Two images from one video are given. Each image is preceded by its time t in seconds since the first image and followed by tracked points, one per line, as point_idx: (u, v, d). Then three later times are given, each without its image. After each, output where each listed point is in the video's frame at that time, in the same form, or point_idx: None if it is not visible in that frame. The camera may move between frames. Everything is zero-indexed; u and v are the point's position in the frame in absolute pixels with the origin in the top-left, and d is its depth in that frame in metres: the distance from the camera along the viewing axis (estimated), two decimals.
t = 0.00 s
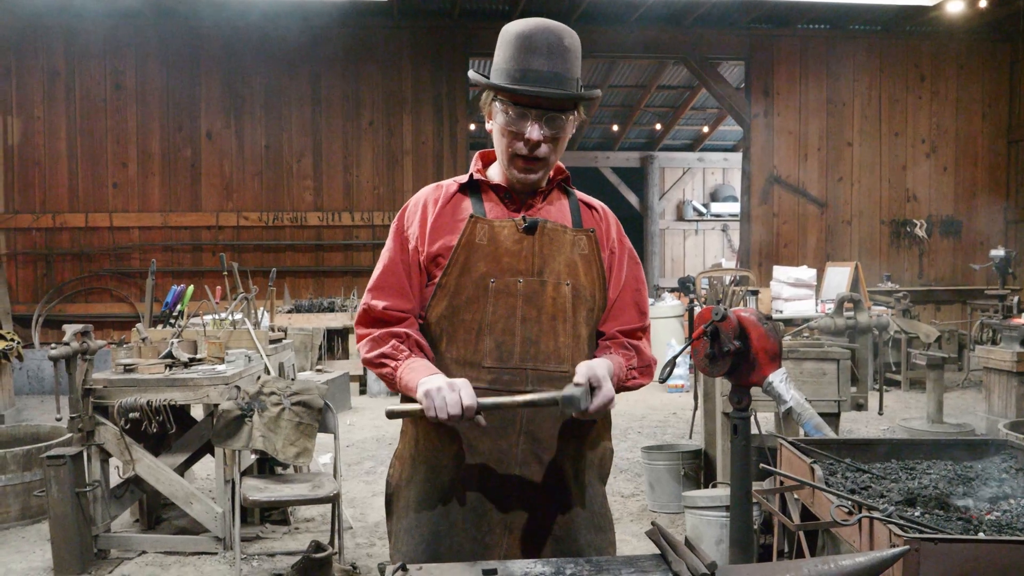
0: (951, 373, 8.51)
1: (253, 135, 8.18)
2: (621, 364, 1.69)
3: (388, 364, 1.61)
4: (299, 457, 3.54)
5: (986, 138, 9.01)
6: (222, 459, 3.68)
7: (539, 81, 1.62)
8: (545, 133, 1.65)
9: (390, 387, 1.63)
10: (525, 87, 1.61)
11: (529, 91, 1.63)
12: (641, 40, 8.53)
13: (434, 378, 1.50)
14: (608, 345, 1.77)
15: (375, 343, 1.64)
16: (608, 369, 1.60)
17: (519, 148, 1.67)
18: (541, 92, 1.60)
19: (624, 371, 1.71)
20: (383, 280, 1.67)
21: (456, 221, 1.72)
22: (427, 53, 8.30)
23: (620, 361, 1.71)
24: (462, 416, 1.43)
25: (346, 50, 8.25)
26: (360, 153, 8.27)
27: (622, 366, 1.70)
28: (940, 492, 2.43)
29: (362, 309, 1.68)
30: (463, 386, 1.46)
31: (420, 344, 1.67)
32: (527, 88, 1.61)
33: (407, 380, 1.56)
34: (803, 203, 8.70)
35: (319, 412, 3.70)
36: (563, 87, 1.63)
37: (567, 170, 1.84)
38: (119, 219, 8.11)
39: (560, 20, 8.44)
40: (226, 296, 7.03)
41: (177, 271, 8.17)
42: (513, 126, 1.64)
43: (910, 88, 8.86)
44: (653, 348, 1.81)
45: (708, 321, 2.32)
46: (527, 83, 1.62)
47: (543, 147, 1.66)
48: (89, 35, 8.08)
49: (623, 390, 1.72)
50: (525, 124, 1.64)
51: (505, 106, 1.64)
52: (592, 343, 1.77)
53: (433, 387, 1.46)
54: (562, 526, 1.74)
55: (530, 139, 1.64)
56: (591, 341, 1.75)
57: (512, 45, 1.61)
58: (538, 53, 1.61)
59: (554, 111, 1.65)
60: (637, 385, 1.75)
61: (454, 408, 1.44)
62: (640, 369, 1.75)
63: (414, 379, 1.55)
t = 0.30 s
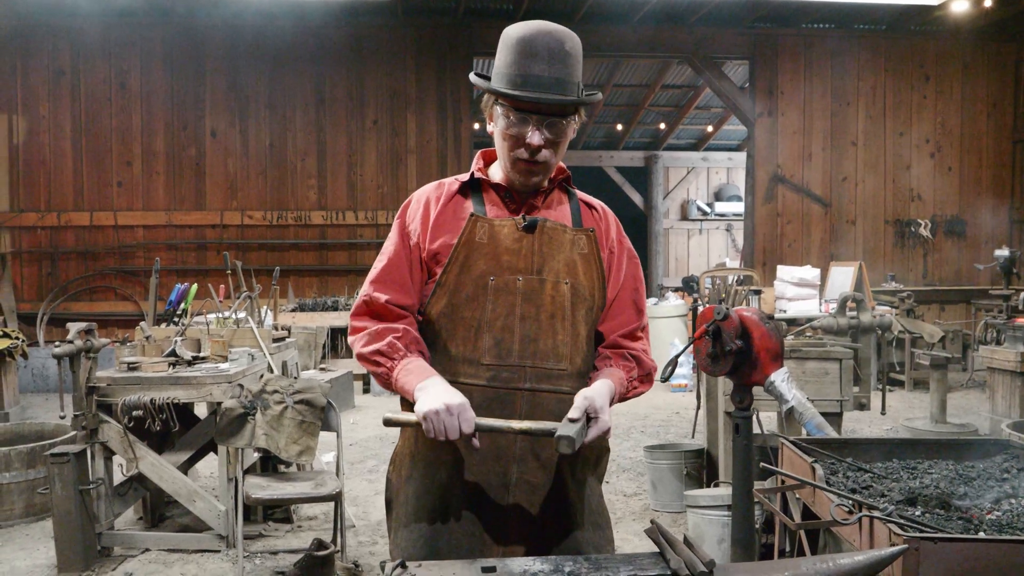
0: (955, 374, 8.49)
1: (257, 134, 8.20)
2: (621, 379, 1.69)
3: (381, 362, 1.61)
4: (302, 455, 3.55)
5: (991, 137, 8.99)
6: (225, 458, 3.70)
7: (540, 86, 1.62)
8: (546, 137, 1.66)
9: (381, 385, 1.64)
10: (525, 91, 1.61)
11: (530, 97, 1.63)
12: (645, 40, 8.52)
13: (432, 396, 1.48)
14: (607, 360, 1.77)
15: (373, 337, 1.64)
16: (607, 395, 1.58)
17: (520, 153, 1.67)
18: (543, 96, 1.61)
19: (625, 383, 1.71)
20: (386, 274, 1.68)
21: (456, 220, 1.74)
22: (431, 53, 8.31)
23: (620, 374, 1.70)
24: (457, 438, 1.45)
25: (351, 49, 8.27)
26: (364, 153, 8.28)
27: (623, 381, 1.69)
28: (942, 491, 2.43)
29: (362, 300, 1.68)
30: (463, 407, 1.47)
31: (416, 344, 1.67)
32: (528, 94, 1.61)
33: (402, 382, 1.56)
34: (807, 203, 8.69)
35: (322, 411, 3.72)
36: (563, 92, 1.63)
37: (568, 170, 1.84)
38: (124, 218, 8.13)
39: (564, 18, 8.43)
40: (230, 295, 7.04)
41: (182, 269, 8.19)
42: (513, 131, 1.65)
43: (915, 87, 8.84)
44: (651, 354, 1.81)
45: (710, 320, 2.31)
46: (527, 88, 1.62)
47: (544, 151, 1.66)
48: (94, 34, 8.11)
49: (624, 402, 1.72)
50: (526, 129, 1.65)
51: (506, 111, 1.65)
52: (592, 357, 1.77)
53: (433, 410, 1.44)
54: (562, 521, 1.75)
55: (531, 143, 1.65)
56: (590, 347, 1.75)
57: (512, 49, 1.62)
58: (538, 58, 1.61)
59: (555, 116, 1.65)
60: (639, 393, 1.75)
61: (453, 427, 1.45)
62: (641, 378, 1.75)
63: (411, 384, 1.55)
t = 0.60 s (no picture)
0: (957, 372, 8.48)
1: (259, 130, 8.21)
2: (616, 372, 1.69)
3: (383, 363, 1.62)
4: (302, 451, 3.56)
5: (994, 135, 8.97)
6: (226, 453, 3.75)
7: (538, 82, 1.62)
8: (540, 133, 1.66)
9: (383, 387, 1.64)
10: (522, 86, 1.62)
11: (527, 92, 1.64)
12: (649, 37, 8.51)
13: (427, 399, 1.49)
14: (602, 351, 1.76)
15: (377, 339, 1.64)
16: (601, 387, 1.60)
17: (514, 146, 1.68)
18: (539, 91, 1.61)
19: (620, 375, 1.71)
20: (388, 272, 1.68)
21: (453, 215, 1.74)
22: (433, 50, 8.31)
23: (614, 366, 1.70)
24: (451, 439, 1.46)
25: (354, 46, 8.27)
26: (366, 149, 8.29)
27: (618, 373, 1.70)
28: (939, 487, 2.43)
29: (365, 299, 1.68)
30: (456, 408, 1.47)
31: (417, 345, 1.66)
32: (525, 87, 1.61)
33: (403, 387, 1.56)
34: (809, 199, 8.68)
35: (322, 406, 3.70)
36: (561, 88, 1.64)
37: (562, 165, 1.85)
38: (126, 214, 8.15)
39: (567, 15, 8.43)
40: (232, 291, 7.07)
41: (184, 266, 8.21)
42: (509, 124, 1.66)
43: (918, 84, 8.81)
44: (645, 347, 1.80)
45: (709, 317, 2.32)
46: (525, 82, 1.62)
47: (538, 146, 1.67)
48: (97, 30, 8.12)
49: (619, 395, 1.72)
50: (521, 122, 1.65)
51: (502, 104, 1.65)
52: (585, 347, 1.77)
53: (427, 410, 1.45)
54: (558, 513, 1.77)
55: (525, 137, 1.65)
56: (583, 342, 1.76)
57: (511, 44, 1.63)
58: (537, 54, 1.62)
59: (551, 112, 1.66)
60: (633, 385, 1.75)
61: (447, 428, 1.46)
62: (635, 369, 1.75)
63: (412, 388, 1.55)
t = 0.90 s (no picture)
0: (970, 372, 8.42)
1: (272, 125, 8.25)
2: (619, 369, 1.69)
3: (383, 355, 1.62)
4: (311, 444, 3.59)
5: (1010, 133, 8.87)
6: (236, 445, 3.77)
7: (544, 76, 1.62)
8: (545, 127, 1.66)
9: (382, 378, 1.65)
10: (528, 79, 1.61)
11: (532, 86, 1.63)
12: (662, 33, 8.48)
13: (426, 392, 1.49)
14: (606, 347, 1.76)
15: (377, 329, 1.65)
16: (602, 384, 1.60)
17: (519, 140, 1.67)
18: (544, 86, 1.61)
19: (623, 372, 1.70)
20: (393, 264, 1.69)
21: (459, 211, 1.74)
22: (445, 45, 8.31)
23: (617, 363, 1.70)
24: (450, 434, 1.46)
25: (366, 41, 8.28)
26: (378, 145, 8.31)
27: (621, 370, 1.69)
28: (948, 487, 2.42)
29: (369, 291, 1.69)
30: (456, 404, 1.47)
31: (419, 339, 1.67)
32: (530, 81, 1.61)
33: (402, 378, 1.57)
34: (821, 197, 8.63)
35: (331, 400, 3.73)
36: (567, 82, 1.63)
37: (570, 161, 1.84)
38: (140, 207, 8.21)
39: (579, 11, 8.41)
40: (244, 284, 7.10)
41: (197, 259, 8.26)
42: (514, 118, 1.66)
43: (934, 81, 8.74)
44: (650, 344, 1.80)
45: (718, 313, 2.32)
46: (530, 76, 1.62)
47: (542, 140, 1.66)
48: (113, 24, 8.17)
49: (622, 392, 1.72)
50: (526, 116, 1.65)
51: (508, 98, 1.65)
52: (590, 343, 1.76)
53: (426, 408, 1.45)
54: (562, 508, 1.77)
55: (530, 131, 1.65)
56: (588, 338, 1.75)
57: (518, 38, 1.63)
58: (543, 48, 1.61)
59: (556, 107, 1.65)
60: (636, 382, 1.74)
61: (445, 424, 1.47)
62: (639, 367, 1.74)
63: (411, 380, 1.55)
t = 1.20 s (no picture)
0: (976, 373, 8.39)
1: (279, 124, 8.26)
2: (625, 361, 1.69)
3: (399, 357, 1.63)
4: (318, 442, 3.59)
5: (1018, 134, 8.84)
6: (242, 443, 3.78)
7: (555, 76, 1.62)
8: (555, 128, 1.66)
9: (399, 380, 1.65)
10: (538, 80, 1.61)
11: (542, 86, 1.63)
12: (669, 33, 8.47)
13: (438, 386, 1.50)
14: (613, 343, 1.76)
15: (392, 332, 1.65)
16: (607, 374, 1.59)
17: (529, 140, 1.68)
18: (554, 86, 1.61)
19: (630, 367, 1.70)
20: (404, 265, 1.69)
21: (469, 210, 1.74)
22: (452, 44, 8.31)
23: (624, 357, 1.70)
24: (461, 423, 1.46)
25: (373, 40, 8.29)
26: (384, 144, 8.32)
27: (628, 362, 1.69)
28: (956, 487, 2.41)
29: (381, 293, 1.69)
30: (464, 393, 1.48)
31: (433, 339, 1.67)
32: (540, 83, 1.61)
33: (417, 378, 1.57)
34: (828, 197, 8.61)
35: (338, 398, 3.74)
36: (577, 83, 1.63)
37: (581, 159, 1.84)
38: (146, 206, 8.24)
39: (586, 10, 8.40)
40: (251, 282, 7.12)
41: (203, 257, 8.28)
42: (524, 119, 1.66)
43: (941, 81, 8.71)
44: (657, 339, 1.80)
45: (725, 313, 2.32)
46: (541, 76, 1.62)
47: (552, 141, 1.66)
48: (120, 22, 8.18)
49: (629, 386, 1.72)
50: (536, 117, 1.65)
51: (518, 97, 1.65)
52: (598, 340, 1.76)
53: (437, 393, 1.48)
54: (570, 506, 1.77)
55: (540, 132, 1.65)
56: (598, 336, 1.75)
57: (528, 38, 1.62)
58: (553, 48, 1.61)
59: (566, 107, 1.65)
60: (644, 378, 1.74)
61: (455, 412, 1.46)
62: (646, 362, 1.74)
63: (424, 379, 1.56)
